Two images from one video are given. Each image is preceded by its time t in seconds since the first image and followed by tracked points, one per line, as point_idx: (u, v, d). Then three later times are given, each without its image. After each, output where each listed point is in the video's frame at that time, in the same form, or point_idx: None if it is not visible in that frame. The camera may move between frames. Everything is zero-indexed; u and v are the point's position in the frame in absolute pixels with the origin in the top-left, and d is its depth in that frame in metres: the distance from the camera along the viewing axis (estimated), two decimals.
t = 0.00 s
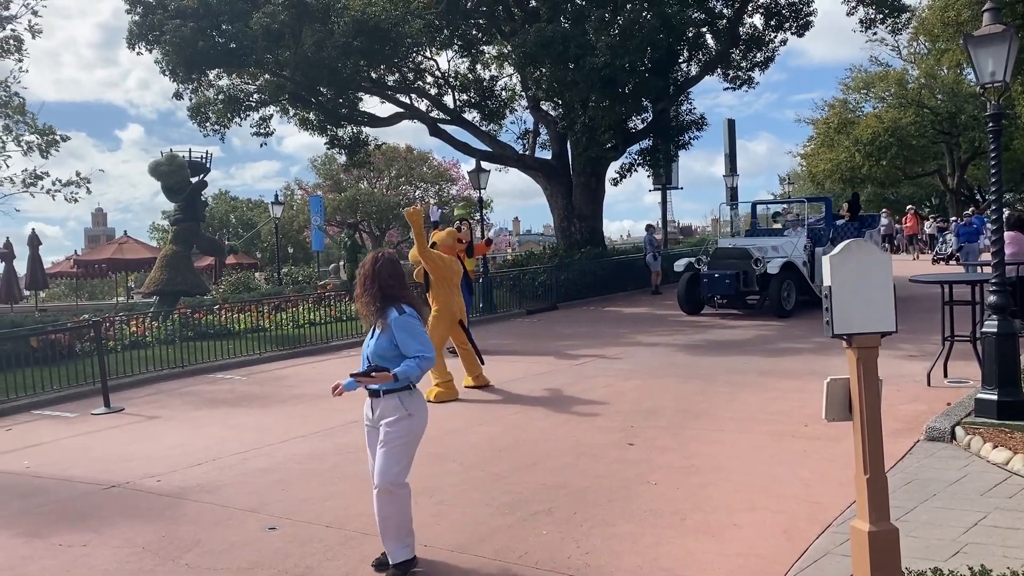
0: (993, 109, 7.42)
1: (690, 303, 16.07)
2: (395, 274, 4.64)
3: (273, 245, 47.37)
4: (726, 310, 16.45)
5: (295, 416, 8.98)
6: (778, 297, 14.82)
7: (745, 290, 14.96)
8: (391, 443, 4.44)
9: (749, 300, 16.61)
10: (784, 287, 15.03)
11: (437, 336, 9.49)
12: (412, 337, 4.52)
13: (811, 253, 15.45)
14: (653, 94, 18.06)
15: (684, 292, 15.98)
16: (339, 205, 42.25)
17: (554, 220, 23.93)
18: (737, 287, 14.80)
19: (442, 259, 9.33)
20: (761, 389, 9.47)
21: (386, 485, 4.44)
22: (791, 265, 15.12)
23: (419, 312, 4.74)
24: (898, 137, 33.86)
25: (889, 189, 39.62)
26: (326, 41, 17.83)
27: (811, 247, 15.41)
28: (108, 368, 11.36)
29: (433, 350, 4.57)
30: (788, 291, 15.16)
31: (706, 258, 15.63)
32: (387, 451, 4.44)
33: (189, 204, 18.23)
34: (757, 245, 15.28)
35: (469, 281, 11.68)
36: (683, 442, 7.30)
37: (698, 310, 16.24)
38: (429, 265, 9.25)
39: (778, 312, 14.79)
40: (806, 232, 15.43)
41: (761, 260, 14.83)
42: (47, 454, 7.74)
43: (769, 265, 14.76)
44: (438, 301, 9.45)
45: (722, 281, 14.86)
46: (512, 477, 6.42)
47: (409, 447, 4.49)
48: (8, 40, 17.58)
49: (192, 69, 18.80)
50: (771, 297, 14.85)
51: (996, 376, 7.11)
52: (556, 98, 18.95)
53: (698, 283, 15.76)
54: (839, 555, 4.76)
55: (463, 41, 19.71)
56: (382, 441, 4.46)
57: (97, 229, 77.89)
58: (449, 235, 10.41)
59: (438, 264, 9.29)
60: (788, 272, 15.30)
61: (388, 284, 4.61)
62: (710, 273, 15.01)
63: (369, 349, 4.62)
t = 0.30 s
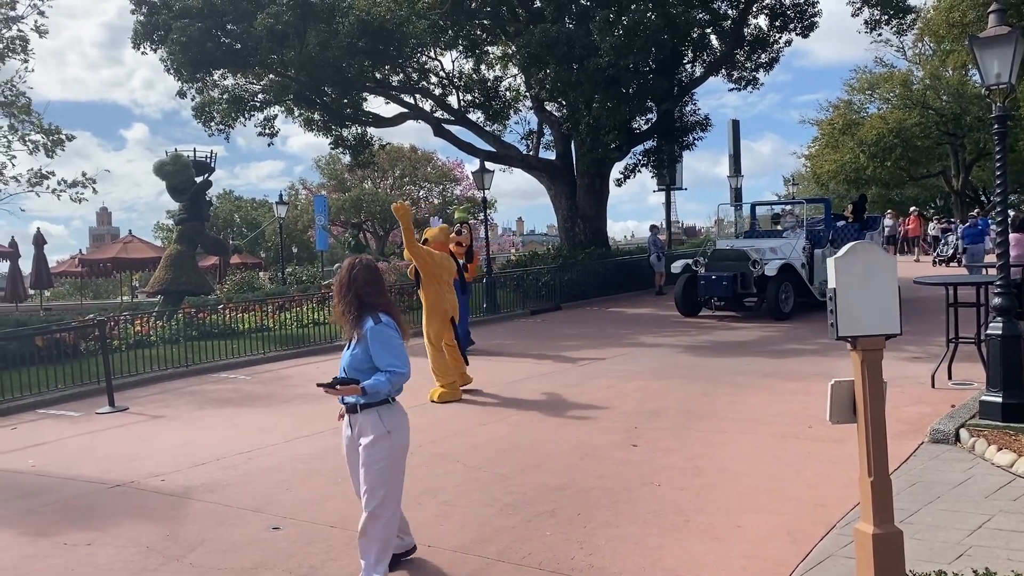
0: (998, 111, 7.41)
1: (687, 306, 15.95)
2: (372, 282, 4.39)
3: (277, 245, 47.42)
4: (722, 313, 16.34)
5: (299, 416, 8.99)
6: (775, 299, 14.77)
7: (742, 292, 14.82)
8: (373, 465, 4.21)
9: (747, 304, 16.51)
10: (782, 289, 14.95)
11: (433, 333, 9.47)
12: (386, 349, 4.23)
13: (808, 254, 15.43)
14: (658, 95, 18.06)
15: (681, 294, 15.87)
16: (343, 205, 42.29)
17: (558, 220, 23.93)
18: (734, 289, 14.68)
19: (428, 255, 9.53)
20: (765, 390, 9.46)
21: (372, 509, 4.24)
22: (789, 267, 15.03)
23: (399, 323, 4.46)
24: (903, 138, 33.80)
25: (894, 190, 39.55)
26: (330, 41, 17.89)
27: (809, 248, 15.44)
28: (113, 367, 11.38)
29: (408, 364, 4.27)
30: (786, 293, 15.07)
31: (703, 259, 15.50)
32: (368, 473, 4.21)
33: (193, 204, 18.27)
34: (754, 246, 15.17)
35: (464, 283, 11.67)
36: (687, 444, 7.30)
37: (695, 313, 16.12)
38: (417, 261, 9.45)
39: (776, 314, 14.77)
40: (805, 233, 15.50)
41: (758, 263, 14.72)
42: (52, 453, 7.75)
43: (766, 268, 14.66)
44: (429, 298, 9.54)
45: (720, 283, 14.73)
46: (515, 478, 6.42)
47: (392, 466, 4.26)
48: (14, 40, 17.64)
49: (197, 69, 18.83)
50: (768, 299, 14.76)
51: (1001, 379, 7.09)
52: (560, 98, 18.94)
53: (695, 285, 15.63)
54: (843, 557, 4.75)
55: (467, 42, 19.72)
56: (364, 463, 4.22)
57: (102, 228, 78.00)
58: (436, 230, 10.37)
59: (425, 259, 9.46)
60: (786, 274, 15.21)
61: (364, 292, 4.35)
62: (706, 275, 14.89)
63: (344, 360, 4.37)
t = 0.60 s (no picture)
0: (1004, 112, 7.39)
1: (685, 307, 15.86)
2: (349, 283, 4.13)
3: (281, 244, 47.49)
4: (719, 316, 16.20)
5: (302, 414, 9.00)
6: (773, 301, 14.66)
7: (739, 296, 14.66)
8: (364, 474, 3.91)
9: (745, 307, 16.38)
10: (781, 291, 14.79)
11: (424, 333, 9.42)
12: (355, 357, 3.95)
13: (808, 256, 15.36)
14: (662, 95, 18.05)
15: (679, 295, 15.84)
16: (347, 204, 42.30)
17: (562, 221, 23.92)
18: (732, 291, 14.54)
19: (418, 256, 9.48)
20: (770, 391, 9.44)
21: (366, 519, 3.98)
22: (788, 269, 14.84)
23: (377, 329, 4.18)
24: (908, 139, 33.73)
25: (898, 191, 39.49)
26: (336, 41, 17.86)
27: (809, 250, 15.34)
28: (117, 365, 11.39)
29: (379, 374, 4.00)
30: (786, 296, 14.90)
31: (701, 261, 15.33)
32: (360, 483, 3.91)
33: (198, 204, 18.29)
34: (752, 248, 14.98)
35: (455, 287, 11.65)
36: (691, 444, 7.29)
37: (693, 315, 16.05)
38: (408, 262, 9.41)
39: (775, 317, 14.70)
40: (804, 234, 15.47)
41: (756, 265, 14.57)
42: (57, 451, 7.76)
43: (764, 270, 14.51)
44: (420, 298, 9.48)
45: (717, 286, 14.61)
46: (519, 478, 6.41)
47: (378, 474, 3.97)
48: (20, 39, 17.67)
49: (202, 66, 18.85)
50: (767, 302, 14.65)
51: (1006, 380, 7.07)
52: (565, 98, 18.91)
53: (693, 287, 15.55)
54: (848, 558, 4.74)
55: (472, 41, 19.73)
56: (353, 474, 3.90)
57: (107, 227, 78.09)
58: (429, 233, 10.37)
59: (415, 260, 9.41)
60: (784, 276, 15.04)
61: (338, 293, 4.10)
62: (704, 277, 14.77)
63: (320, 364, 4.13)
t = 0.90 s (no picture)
0: (1011, 113, 7.36)
1: (683, 309, 15.86)
2: (321, 290, 3.98)
3: (286, 243, 47.59)
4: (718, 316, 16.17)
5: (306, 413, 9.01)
6: (772, 303, 14.52)
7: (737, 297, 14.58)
8: (329, 491, 3.78)
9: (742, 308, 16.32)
10: (778, 292, 14.68)
11: (405, 332, 9.29)
12: (325, 366, 3.81)
13: (807, 258, 15.25)
14: (668, 94, 18.04)
15: (677, 296, 15.85)
16: (352, 204, 42.32)
17: (567, 221, 23.90)
18: (728, 293, 14.45)
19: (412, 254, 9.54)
20: (774, 392, 9.43)
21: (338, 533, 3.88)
22: (786, 271, 14.79)
23: (348, 337, 4.03)
24: (914, 141, 33.64)
25: (904, 193, 39.42)
26: (341, 40, 17.87)
27: (808, 250, 15.28)
28: (123, 363, 11.42)
29: (348, 386, 3.85)
30: (785, 297, 14.85)
31: (699, 261, 15.36)
32: (326, 499, 3.78)
33: (204, 203, 18.31)
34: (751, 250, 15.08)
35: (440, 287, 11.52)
36: (695, 445, 7.29)
37: (692, 316, 16.03)
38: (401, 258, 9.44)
39: (772, 319, 14.59)
40: (803, 236, 15.39)
41: (755, 266, 14.48)
42: (63, 448, 7.79)
43: (763, 271, 14.41)
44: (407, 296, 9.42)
45: (715, 287, 14.54)
46: (523, 478, 6.42)
47: (344, 488, 3.81)
48: (28, 37, 17.73)
49: (209, 65, 18.90)
50: (765, 303, 14.54)
51: (1012, 383, 7.05)
52: (570, 98, 18.86)
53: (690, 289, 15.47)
54: (851, 560, 4.73)
55: (477, 41, 19.73)
56: (317, 492, 3.77)
57: (112, 225, 78.17)
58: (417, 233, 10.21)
59: (408, 258, 9.47)
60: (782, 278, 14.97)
61: (309, 299, 3.95)
62: (701, 278, 14.70)
63: (284, 372, 3.96)
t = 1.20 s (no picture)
0: (1021, 115, 7.32)
1: (684, 310, 15.83)
2: (290, 284, 3.86)
3: (295, 242, 47.70)
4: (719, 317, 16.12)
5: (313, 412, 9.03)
6: (773, 305, 14.47)
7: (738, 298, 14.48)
8: (276, 493, 3.62)
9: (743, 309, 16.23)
10: (780, 295, 14.59)
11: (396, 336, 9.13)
12: (305, 364, 3.70)
13: (809, 259, 15.05)
14: (676, 95, 18.01)
15: (678, 297, 15.81)
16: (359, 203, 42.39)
17: (574, 221, 23.88)
18: (729, 295, 14.30)
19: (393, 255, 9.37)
20: (782, 394, 9.41)
21: (267, 542, 3.59)
22: (788, 272, 14.64)
23: (318, 331, 3.94)
24: (924, 142, 33.49)
25: (913, 194, 39.28)
26: (350, 40, 17.91)
27: (811, 252, 15.11)
28: (131, 361, 11.45)
29: (330, 381, 3.76)
30: (786, 299, 14.78)
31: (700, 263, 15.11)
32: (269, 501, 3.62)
33: (213, 202, 18.32)
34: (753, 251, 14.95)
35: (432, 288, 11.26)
36: (703, 446, 7.28)
37: (693, 318, 15.96)
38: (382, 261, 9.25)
39: (773, 321, 14.46)
40: (806, 237, 15.12)
41: (756, 268, 14.38)
42: (71, 445, 7.82)
43: (764, 273, 14.29)
44: (392, 299, 9.27)
45: (715, 289, 14.36)
46: (531, 478, 6.41)
47: (299, 495, 3.66)
48: (39, 36, 17.82)
49: (218, 64, 18.97)
50: (766, 306, 14.44)
51: (1021, 385, 7.01)
52: (578, 98, 18.84)
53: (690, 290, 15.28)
54: (859, 562, 4.71)
55: (486, 41, 19.76)
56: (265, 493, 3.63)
57: (121, 223, 78.28)
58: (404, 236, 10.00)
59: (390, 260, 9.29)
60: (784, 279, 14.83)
61: (279, 295, 3.82)
62: (702, 280, 14.57)
63: (254, 372, 3.83)
